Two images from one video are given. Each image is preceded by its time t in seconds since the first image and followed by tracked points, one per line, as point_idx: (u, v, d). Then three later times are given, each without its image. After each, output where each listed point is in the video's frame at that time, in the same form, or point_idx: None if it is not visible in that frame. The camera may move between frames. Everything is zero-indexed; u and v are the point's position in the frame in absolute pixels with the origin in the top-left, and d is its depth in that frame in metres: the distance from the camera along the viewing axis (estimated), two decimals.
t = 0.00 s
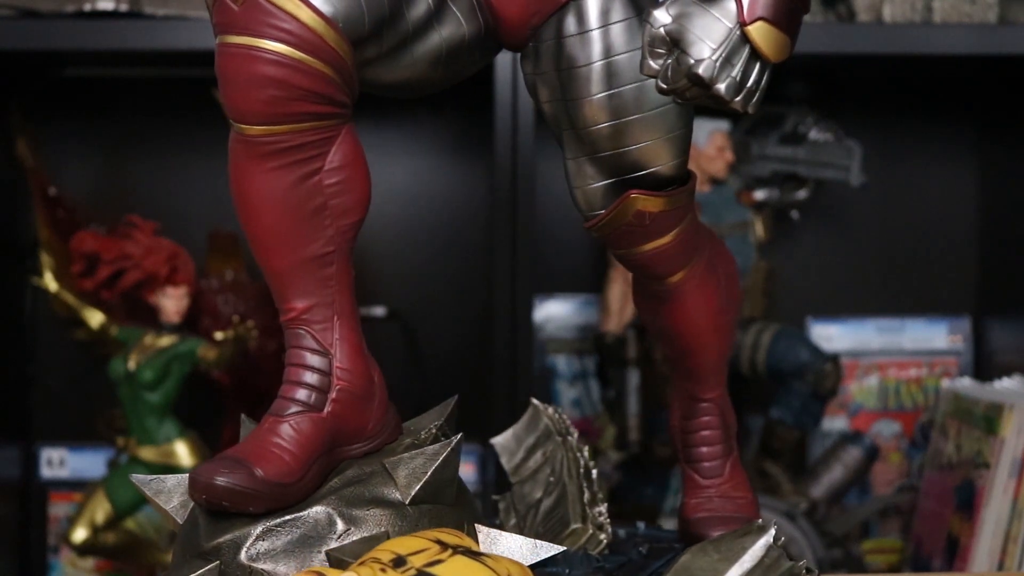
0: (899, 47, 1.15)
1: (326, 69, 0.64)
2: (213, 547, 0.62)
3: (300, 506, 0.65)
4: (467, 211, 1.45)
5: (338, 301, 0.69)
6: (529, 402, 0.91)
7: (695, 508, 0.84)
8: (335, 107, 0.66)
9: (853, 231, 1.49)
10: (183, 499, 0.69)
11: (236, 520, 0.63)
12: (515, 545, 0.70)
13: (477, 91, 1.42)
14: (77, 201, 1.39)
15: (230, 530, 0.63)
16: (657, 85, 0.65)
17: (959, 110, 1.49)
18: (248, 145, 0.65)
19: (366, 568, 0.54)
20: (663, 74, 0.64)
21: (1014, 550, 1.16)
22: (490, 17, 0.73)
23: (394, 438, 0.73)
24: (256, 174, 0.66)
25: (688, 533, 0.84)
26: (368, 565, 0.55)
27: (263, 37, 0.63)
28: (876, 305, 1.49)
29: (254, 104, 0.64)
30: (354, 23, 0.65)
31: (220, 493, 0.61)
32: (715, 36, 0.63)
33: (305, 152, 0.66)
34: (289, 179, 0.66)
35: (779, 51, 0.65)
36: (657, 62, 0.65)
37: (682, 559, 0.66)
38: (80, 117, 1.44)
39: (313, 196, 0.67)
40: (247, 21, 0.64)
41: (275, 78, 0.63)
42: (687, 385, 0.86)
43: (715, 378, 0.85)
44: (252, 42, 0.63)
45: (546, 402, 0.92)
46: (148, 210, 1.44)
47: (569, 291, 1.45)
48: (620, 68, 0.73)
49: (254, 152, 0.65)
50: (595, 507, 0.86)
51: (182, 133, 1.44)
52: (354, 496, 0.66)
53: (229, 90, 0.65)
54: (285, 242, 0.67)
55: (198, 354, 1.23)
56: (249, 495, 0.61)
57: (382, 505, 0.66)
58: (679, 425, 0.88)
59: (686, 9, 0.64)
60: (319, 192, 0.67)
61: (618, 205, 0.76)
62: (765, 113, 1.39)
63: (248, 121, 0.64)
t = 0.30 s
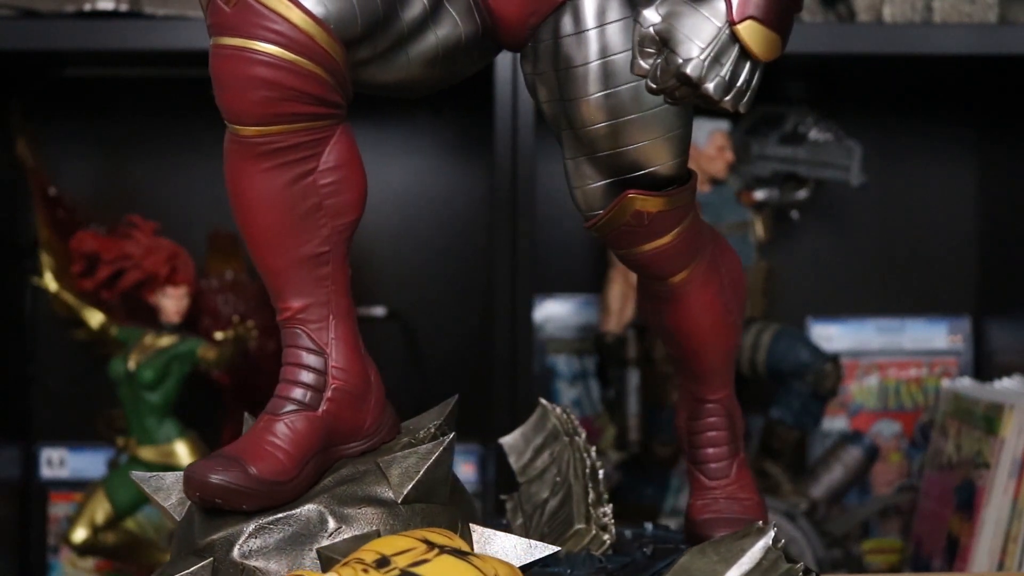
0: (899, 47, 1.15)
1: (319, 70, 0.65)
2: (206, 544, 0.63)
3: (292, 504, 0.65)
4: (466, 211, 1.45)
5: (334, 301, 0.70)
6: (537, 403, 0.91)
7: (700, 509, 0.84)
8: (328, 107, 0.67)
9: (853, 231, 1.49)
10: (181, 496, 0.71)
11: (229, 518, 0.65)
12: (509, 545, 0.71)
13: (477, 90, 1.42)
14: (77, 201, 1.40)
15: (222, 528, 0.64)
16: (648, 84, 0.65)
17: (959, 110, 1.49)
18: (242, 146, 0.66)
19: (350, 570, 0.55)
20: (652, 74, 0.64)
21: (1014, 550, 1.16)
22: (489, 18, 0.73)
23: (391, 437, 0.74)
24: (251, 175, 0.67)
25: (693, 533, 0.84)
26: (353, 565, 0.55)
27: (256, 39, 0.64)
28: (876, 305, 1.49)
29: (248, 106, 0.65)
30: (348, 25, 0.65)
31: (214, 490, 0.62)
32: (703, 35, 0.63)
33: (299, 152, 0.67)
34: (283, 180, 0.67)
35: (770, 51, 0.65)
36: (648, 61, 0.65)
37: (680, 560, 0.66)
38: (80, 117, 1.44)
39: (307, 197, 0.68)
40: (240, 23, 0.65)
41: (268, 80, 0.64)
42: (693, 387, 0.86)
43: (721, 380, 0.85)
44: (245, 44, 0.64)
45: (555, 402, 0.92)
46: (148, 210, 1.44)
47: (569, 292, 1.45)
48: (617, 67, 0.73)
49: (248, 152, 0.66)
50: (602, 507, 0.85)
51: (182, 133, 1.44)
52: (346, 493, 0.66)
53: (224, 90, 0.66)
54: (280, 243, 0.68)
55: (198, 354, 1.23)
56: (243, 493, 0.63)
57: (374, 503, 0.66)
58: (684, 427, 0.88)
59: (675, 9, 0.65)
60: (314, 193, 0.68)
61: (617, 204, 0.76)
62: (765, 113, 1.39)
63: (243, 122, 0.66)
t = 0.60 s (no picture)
0: (899, 47, 1.15)
1: (311, 71, 0.66)
2: (200, 541, 0.64)
3: (285, 502, 0.66)
4: (466, 210, 1.45)
5: (330, 301, 0.70)
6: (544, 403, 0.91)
7: (705, 510, 0.84)
8: (322, 108, 0.68)
9: (853, 231, 1.49)
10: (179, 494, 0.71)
11: (223, 515, 0.66)
12: (503, 545, 0.71)
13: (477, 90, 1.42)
14: (77, 201, 1.40)
15: (216, 525, 0.65)
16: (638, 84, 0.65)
17: (959, 110, 1.49)
18: (237, 147, 0.67)
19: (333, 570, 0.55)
20: (641, 73, 0.64)
21: (1014, 550, 1.16)
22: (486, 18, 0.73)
23: (388, 437, 0.74)
24: (246, 176, 0.68)
25: (698, 534, 0.84)
26: (337, 565, 0.56)
27: (250, 41, 0.65)
28: (876, 305, 1.49)
29: (242, 107, 0.66)
30: (341, 25, 0.66)
31: (209, 487, 0.63)
32: (692, 35, 0.64)
33: (293, 153, 0.67)
34: (278, 180, 0.67)
35: (760, 49, 0.65)
36: (638, 60, 0.65)
37: (679, 561, 0.67)
38: (80, 117, 1.44)
39: (301, 197, 0.68)
40: (234, 25, 0.65)
41: (261, 81, 0.65)
42: (697, 388, 0.86)
43: (727, 380, 0.85)
44: (239, 46, 0.65)
45: (562, 403, 0.91)
46: (148, 210, 1.44)
47: (569, 292, 1.45)
48: (613, 67, 0.73)
49: (243, 153, 0.67)
50: (606, 507, 0.85)
51: (182, 133, 1.44)
52: (339, 492, 0.67)
53: (219, 92, 0.67)
54: (275, 243, 0.68)
55: (198, 354, 1.23)
56: (237, 491, 0.63)
57: (367, 501, 0.67)
58: (690, 427, 0.88)
59: (665, 9, 0.65)
60: (308, 193, 0.68)
61: (615, 202, 0.76)
62: (766, 113, 1.39)
63: (237, 123, 0.66)
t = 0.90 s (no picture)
0: (900, 47, 1.15)
1: (304, 73, 0.66)
2: (196, 538, 0.65)
3: (278, 500, 0.67)
4: (465, 210, 1.45)
5: (327, 300, 0.71)
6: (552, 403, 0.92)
7: (710, 512, 0.84)
8: (317, 109, 0.68)
9: (852, 231, 1.49)
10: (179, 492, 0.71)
11: (218, 513, 0.66)
12: (498, 546, 0.73)
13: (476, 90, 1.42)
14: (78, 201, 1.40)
15: (211, 522, 0.65)
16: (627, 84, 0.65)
17: (959, 110, 1.49)
18: (233, 147, 0.67)
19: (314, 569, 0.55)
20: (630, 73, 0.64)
21: (1014, 551, 1.16)
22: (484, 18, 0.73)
23: (386, 436, 0.74)
24: (242, 176, 0.68)
25: (703, 536, 0.84)
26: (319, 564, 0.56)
27: (244, 43, 0.65)
28: (875, 305, 1.49)
29: (237, 108, 0.66)
30: (335, 26, 0.66)
31: (204, 486, 0.64)
32: (680, 34, 0.64)
33: (288, 153, 0.67)
34: (273, 180, 0.68)
35: (749, 48, 0.65)
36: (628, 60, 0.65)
37: (678, 562, 0.67)
38: (79, 117, 1.44)
39: (297, 197, 0.68)
40: (228, 25, 0.65)
41: (255, 82, 0.65)
42: (702, 389, 0.86)
43: (731, 380, 0.85)
44: (234, 48, 0.65)
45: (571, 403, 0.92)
46: (147, 210, 1.44)
47: (569, 292, 1.45)
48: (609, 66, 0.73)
49: (239, 153, 0.67)
50: (611, 509, 0.85)
51: (182, 133, 1.44)
52: (331, 490, 0.68)
53: (214, 93, 0.67)
54: (271, 242, 0.68)
55: (198, 354, 1.23)
56: (232, 490, 0.64)
57: (360, 500, 0.68)
58: (695, 429, 0.88)
59: (653, 8, 0.65)
60: (304, 193, 0.68)
61: (613, 202, 0.76)
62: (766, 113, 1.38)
63: (233, 123, 0.66)
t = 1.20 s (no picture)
0: (900, 47, 1.15)
1: (298, 73, 0.66)
2: (191, 536, 0.65)
3: (272, 498, 0.67)
4: (464, 210, 1.45)
5: (324, 300, 0.71)
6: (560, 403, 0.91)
7: (716, 513, 0.84)
8: (312, 109, 0.68)
9: (852, 231, 1.49)
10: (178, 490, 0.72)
11: (213, 511, 0.66)
12: (492, 545, 0.71)
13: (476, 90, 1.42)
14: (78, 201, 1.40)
15: (207, 520, 0.66)
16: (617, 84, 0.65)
17: (959, 110, 1.49)
18: (229, 147, 0.67)
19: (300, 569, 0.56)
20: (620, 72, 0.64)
21: (1014, 551, 1.16)
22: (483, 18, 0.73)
23: (384, 436, 0.74)
24: (238, 176, 0.68)
25: (708, 537, 0.84)
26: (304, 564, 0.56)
27: (238, 44, 0.65)
28: (875, 305, 1.49)
29: (232, 108, 0.66)
30: (329, 26, 0.66)
31: (200, 484, 0.64)
32: (669, 33, 0.63)
33: (284, 153, 0.67)
34: (269, 180, 0.68)
35: (739, 46, 0.65)
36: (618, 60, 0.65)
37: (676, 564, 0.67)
38: (79, 117, 1.44)
39: (292, 196, 0.68)
40: (223, 26, 0.65)
41: (249, 82, 0.65)
42: (707, 389, 0.86)
43: (737, 381, 0.85)
44: (228, 49, 0.65)
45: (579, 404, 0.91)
46: (147, 210, 1.44)
47: (569, 292, 1.45)
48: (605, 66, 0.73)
49: (235, 153, 0.67)
50: (614, 510, 0.84)
51: (181, 133, 1.44)
52: (325, 488, 0.68)
53: (210, 93, 0.67)
54: (267, 242, 0.68)
55: (198, 354, 1.23)
56: (228, 488, 0.64)
57: (353, 499, 0.68)
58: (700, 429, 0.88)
59: (641, 8, 0.65)
60: (300, 193, 0.68)
61: (611, 202, 0.76)
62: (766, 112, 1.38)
63: (228, 124, 0.66)
